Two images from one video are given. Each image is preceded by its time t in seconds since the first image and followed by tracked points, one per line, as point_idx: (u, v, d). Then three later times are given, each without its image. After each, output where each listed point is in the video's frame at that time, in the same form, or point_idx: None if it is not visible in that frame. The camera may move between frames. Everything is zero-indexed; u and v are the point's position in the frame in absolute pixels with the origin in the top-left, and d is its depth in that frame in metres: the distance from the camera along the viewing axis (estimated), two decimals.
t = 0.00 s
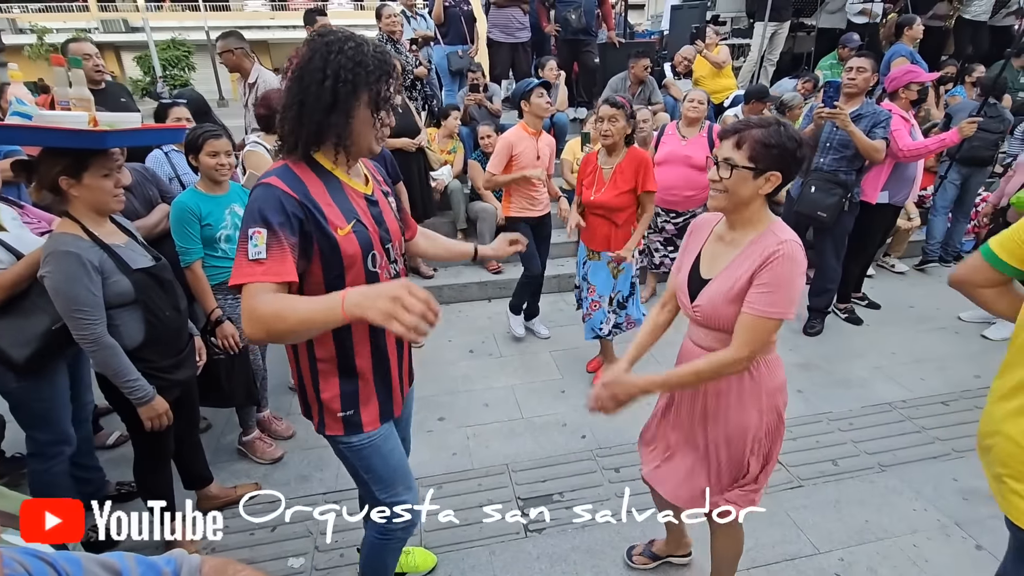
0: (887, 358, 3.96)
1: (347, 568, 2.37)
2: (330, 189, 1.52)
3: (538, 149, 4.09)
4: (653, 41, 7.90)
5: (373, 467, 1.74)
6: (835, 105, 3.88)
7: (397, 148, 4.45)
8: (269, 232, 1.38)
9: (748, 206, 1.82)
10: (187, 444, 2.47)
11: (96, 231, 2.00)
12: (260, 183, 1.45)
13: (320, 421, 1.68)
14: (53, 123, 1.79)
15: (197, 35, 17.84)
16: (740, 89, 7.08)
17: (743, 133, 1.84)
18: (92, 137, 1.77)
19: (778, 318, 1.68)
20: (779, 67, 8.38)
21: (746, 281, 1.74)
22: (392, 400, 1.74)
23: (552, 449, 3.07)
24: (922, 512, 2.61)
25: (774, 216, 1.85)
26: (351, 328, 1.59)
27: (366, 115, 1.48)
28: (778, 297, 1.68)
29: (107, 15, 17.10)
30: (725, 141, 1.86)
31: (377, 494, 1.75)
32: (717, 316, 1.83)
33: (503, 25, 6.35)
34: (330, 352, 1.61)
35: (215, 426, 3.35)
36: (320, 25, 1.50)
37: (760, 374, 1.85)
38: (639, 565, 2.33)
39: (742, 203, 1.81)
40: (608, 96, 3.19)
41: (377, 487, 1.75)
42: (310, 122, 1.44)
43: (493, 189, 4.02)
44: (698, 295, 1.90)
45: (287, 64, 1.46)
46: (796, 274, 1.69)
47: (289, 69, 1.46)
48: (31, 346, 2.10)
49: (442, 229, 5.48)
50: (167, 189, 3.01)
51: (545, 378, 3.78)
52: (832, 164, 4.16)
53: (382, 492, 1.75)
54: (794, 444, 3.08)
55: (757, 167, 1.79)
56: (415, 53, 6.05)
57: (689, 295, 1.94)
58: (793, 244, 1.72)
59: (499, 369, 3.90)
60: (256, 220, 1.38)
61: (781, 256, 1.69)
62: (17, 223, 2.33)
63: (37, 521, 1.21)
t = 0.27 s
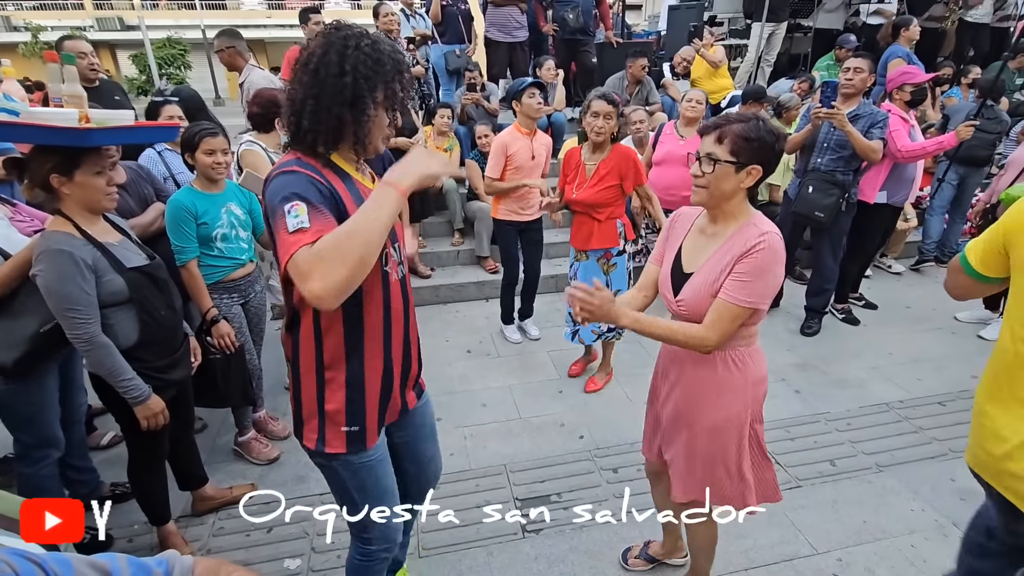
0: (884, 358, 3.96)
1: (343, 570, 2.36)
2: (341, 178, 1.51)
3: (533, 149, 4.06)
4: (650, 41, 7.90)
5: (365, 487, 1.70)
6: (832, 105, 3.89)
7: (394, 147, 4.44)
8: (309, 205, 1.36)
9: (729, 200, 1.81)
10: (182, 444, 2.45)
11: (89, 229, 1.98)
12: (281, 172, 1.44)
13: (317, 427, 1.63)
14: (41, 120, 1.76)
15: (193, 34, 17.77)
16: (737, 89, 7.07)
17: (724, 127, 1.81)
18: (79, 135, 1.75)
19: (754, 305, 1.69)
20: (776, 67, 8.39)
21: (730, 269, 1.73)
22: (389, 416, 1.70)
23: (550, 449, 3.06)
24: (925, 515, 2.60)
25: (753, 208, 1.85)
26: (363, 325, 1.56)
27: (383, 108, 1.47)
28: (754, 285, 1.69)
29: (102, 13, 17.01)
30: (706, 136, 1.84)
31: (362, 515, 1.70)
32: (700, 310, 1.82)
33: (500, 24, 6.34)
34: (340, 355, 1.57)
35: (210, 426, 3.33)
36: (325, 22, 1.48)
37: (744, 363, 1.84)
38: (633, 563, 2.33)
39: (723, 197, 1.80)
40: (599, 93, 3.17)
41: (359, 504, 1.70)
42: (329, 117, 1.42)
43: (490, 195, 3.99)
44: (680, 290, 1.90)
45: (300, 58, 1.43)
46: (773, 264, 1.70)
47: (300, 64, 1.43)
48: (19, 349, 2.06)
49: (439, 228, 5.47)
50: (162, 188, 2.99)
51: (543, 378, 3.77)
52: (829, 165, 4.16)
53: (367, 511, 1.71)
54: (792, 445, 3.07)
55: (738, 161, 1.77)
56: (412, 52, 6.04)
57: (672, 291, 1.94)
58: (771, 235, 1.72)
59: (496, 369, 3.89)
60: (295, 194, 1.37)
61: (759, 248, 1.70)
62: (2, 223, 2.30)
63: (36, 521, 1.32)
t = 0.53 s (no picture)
0: (882, 360, 3.97)
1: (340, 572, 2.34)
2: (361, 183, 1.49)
3: (530, 150, 4.05)
4: (649, 42, 7.91)
5: (403, 476, 1.69)
6: (831, 107, 3.89)
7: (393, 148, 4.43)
8: (331, 202, 1.33)
9: (712, 205, 1.81)
10: (180, 446, 2.44)
11: (86, 229, 1.97)
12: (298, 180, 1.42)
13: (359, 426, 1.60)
14: (34, 120, 1.75)
15: (191, 33, 17.73)
16: (734, 90, 7.06)
17: (709, 134, 1.83)
18: (66, 136, 1.73)
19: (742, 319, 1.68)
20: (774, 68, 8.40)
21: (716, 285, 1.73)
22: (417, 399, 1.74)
23: (549, 450, 3.05)
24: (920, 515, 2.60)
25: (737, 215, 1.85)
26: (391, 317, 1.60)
27: (382, 111, 1.48)
28: (739, 298, 1.68)
29: (99, 12, 16.94)
30: (691, 141, 1.85)
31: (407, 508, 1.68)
32: (685, 319, 1.83)
33: (499, 25, 6.34)
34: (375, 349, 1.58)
35: (208, 427, 3.32)
36: (320, 26, 1.47)
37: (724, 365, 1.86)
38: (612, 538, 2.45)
39: (705, 202, 1.80)
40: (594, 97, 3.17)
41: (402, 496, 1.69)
42: (331, 122, 1.41)
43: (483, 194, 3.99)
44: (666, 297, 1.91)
45: (297, 66, 1.42)
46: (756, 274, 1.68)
47: (297, 72, 1.42)
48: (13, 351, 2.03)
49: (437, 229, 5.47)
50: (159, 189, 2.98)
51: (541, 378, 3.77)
52: (828, 166, 4.16)
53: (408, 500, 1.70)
54: (790, 446, 3.08)
55: (722, 167, 1.78)
56: (410, 52, 6.03)
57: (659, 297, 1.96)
58: (754, 245, 1.71)
59: (495, 370, 3.89)
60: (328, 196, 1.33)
61: (739, 259, 1.69)
62: None
63: (37, 521, 1.34)
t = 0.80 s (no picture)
0: (874, 360, 3.99)
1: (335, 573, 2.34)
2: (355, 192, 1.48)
3: (521, 151, 4.03)
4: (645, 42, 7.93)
5: (410, 472, 1.69)
6: (825, 108, 3.91)
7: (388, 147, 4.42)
8: (342, 216, 1.30)
9: (682, 195, 1.83)
10: (173, 445, 2.43)
11: (80, 228, 1.96)
12: (298, 187, 1.38)
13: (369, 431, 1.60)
14: (24, 118, 1.74)
15: (185, 30, 17.61)
16: (728, 90, 7.07)
17: (675, 127, 1.83)
18: (56, 136, 1.73)
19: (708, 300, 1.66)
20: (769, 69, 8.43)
21: (684, 268, 1.74)
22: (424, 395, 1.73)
23: (544, 450, 3.06)
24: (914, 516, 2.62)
25: (706, 203, 1.88)
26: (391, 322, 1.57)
27: (381, 116, 1.48)
28: (702, 279, 1.68)
29: (92, 8, 16.80)
30: (658, 135, 1.85)
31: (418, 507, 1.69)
32: (654, 300, 1.84)
33: (494, 24, 6.33)
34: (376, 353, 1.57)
35: (201, 426, 3.30)
36: (315, 28, 1.46)
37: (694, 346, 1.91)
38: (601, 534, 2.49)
39: (675, 192, 1.82)
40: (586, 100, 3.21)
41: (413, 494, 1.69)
42: (332, 129, 1.41)
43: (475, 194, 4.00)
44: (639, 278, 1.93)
45: (297, 70, 1.40)
46: (722, 257, 1.71)
47: (296, 74, 1.40)
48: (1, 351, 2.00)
49: (432, 228, 5.47)
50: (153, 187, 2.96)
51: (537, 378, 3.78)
52: (822, 167, 4.19)
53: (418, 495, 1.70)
54: (784, 445, 3.09)
55: (689, 158, 1.78)
56: (406, 51, 6.02)
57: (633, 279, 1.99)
58: (719, 232, 1.75)
59: (490, 370, 3.89)
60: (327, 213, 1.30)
61: (704, 243, 1.72)
62: None
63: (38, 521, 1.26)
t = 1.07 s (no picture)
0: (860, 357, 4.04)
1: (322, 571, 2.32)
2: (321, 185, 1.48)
3: (509, 149, 3.98)
4: (635, 41, 7.94)
5: (340, 485, 1.70)
6: (814, 107, 3.94)
7: (377, 143, 4.38)
8: (313, 211, 1.35)
9: (665, 195, 1.82)
10: (158, 443, 2.39)
11: (61, 222, 1.92)
12: (252, 180, 1.38)
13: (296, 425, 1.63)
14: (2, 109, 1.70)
15: (171, 24, 17.37)
16: (717, 89, 7.10)
17: (661, 127, 1.83)
18: (31, 128, 1.68)
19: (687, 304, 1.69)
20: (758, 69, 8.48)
21: (664, 270, 1.76)
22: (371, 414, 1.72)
23: (533, 447, 3.05)
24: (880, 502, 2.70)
25: (688, 206, 1.87)
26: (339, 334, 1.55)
27: (371, 103, 1.46)
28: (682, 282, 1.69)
29: None
30: (645, 135, 1.84)
31: (340, 507, 1.71)
32: (638, 302, 1.85)
33: (485, 20, 6.30)
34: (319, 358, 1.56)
35: (186, 425, 3.26)
36: (304, 12, 1.43)
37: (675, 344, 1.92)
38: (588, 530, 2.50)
39: (658, 193, 1.81)
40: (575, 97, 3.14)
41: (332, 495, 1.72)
42: (321, 113, 1.39)
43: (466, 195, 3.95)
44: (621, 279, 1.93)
45: (285, 51, 1.37)
46: (704, 258, 1.71)
47: (283, 57, 1.37)
48: None
49: (422, 225, 5.44)
50: (136, 182, 2.91)
51: (527, 375, 3.77)
52: (810, 166, 4.22)
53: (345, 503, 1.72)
54: (771, 441, 3.11)
55: (673, 158, 1.78)
56: (395, 46, 5.97)
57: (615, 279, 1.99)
58: (700, 233, 1.74)
59: (479, 367, 3.88)
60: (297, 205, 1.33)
61: (684, 244, 1.72)
62: None
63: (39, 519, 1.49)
